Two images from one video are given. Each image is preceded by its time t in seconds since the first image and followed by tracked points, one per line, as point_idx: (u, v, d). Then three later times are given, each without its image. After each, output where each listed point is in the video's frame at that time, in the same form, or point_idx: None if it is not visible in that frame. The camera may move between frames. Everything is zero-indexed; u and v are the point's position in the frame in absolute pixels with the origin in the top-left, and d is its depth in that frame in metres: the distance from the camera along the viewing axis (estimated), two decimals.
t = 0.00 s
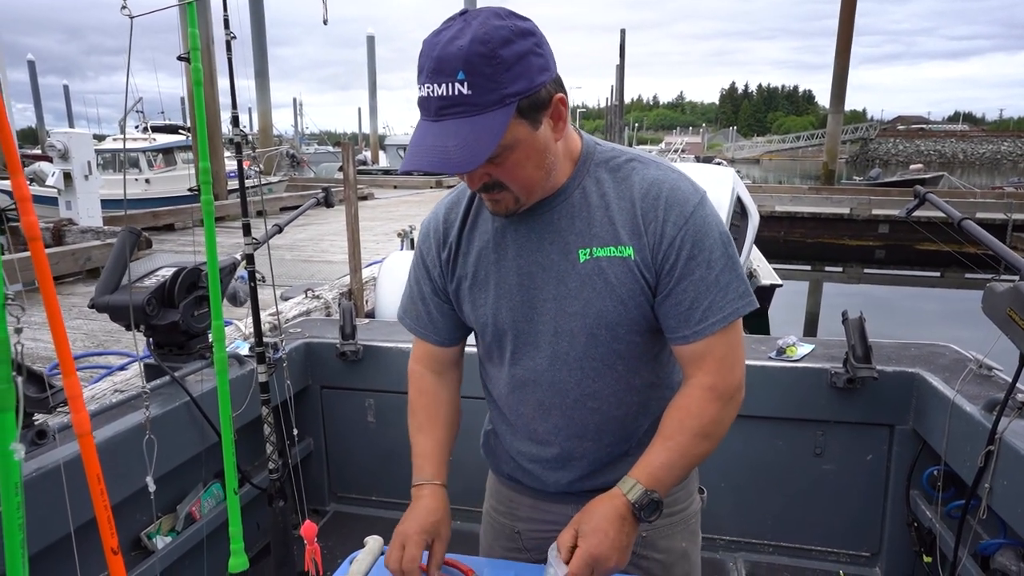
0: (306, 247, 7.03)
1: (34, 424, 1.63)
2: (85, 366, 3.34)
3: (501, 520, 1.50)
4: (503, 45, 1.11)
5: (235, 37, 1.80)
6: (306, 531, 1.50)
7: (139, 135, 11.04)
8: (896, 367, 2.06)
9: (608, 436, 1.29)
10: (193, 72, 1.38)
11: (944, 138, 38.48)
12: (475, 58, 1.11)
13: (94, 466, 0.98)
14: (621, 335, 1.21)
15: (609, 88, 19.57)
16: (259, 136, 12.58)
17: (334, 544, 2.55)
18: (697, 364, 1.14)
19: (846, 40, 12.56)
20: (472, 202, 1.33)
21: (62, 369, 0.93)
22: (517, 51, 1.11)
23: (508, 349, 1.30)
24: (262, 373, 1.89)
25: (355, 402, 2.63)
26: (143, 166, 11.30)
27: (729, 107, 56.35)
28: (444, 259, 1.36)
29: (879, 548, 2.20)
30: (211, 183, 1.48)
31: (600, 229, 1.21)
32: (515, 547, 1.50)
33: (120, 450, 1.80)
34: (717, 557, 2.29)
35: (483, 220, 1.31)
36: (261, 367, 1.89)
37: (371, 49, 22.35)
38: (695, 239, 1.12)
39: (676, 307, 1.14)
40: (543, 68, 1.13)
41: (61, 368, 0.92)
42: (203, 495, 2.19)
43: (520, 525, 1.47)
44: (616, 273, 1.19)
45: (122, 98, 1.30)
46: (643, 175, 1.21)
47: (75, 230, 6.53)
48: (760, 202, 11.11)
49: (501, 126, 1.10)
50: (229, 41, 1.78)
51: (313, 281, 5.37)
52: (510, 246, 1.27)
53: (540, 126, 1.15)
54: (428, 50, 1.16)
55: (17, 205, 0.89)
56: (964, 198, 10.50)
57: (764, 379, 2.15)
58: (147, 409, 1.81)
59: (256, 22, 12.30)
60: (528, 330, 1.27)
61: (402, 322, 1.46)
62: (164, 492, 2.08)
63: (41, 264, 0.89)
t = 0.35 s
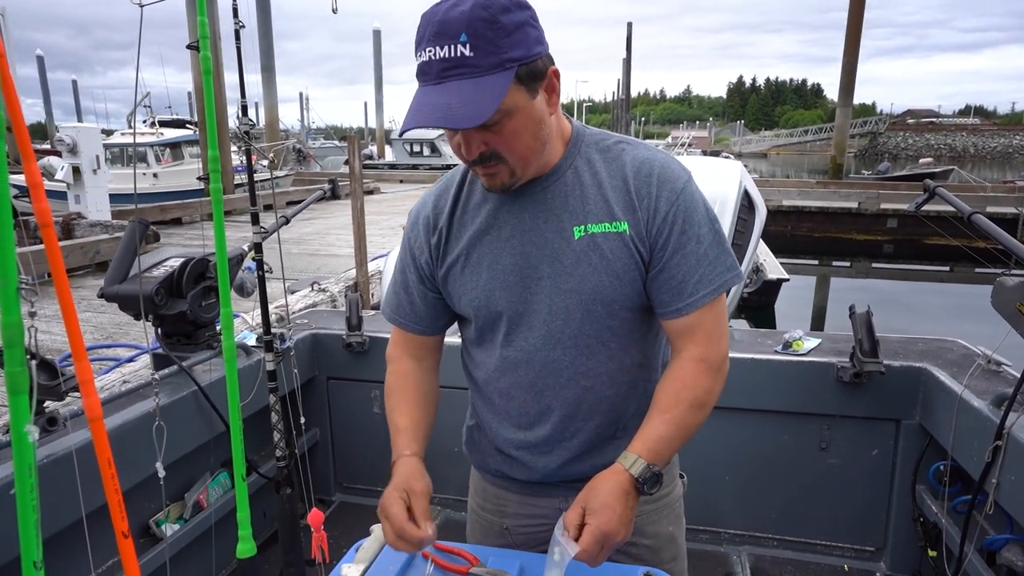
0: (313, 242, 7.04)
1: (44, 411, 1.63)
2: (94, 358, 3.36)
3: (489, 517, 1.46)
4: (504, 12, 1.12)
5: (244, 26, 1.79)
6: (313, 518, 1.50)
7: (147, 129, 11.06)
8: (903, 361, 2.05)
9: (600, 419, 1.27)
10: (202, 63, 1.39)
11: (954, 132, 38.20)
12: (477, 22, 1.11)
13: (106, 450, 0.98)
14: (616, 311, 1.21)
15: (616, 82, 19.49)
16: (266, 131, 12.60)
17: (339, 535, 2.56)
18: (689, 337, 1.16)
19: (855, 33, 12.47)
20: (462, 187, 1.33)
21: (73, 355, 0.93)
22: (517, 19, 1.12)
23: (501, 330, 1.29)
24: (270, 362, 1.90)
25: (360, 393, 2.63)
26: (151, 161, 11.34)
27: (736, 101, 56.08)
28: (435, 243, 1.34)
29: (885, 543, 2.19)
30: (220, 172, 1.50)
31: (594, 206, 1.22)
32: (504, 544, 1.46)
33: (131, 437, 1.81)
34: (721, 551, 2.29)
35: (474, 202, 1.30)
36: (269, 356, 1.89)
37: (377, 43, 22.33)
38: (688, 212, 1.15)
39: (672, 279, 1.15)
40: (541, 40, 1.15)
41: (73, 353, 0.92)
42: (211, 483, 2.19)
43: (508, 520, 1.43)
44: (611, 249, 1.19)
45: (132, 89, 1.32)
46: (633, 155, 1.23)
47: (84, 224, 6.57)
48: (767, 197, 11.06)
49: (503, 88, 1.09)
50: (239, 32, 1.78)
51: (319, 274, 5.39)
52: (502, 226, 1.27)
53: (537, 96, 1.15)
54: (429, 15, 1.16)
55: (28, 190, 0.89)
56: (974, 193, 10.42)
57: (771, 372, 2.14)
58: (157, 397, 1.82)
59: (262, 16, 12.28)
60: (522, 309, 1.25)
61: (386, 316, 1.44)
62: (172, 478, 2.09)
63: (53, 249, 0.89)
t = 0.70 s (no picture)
0: (319, 239, 7.05)
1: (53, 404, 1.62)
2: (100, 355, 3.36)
3: (485, 521, 1.43)
4: None
5: (253, 23, 1.79)
6: (317, 514, 1.50)
7: (154, 126, 11.08)
8: (910, 362, 2.03)
9: (594, 410, 1.26)
10: (212, 58, 1.39)
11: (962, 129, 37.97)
12: None
13: (114, 446, 0.98)
14: (615, 296, 1.21)
15: (621, 79, 19.44)
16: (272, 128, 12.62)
17: (341, 532, 2.56)
18: (684, 327, 1.18)
19: (863, 30, 12.39)
20: (462, 174, 1.31)
21: (82, 350, 0.92)
22: None
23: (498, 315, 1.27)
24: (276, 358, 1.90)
25: (365, 389, 2.63)
26: (159, 158, 11.36)
27: (743, 98, 55.89)
28: (432, 226, 1.32)
29: (890, 544, 2.18)
30: (228, 167, 1.50)
31: (594, 192, 1.22)
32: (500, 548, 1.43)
33: (139, 430, 1.81)
34: (725, 550, 2.28)
35: (474, 187, 1.29)
36: (275, 352, 1.89)
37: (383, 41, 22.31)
38: (686, 201, 1.18)
39: (671, 264, 1.17)
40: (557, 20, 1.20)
41: (82, 347, 0.92)
42: (215, 478, 2.19)
43: (505, 523, 1.40)
44: (610, 234, 1.20)
45: (143, 81, 1.33)
46: (631, 147, 1.26)
47: (92, 221, 6.59)
48: (773, 194, 11.02)
49: (527, 47, 1.12)
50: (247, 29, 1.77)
51: (325, 271, 5.39)
52: (502, 211, 1.26)
53: (552, 69, 1.18)
54: None
55: (40, 185, 0.88)
56: (982, 191, 10.35)
57: (776, 371, 2.13)
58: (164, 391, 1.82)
59: (268, 13, 12.28)
60: (520, 293, 1.24)
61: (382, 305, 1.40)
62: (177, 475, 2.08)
63: (64, 245, 0.88)
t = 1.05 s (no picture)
0: (319, 245, 7.05)
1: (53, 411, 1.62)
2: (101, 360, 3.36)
3: (487, 530, 1.42)
4: None
5: (258, 32, 1.80)
6: (318, 523, 1.49)
7: (156, 132, 11.11)
8: (910, 370, 2.03)
9: (597, 410, 1.26)
10: (217, 67, 1.40)
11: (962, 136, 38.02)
12: None
13: (116, 455, 0.97)
14: (617, 296, 1.21)
15: (622, 85, 19.49)
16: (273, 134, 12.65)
17: (341, 539, 2.55)
18: (684, 326, 1.19)
19: (862, 38, 12.43)
20: (465, 177, 1.31)
21: (85, 358, 0.92)
22: None
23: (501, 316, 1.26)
24: (278, 365, 1.90)
25: (365, 396, 2.64)
26: (160, 163, 11.38)
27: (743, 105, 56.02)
28: (436, 226, 1.32)
29: (892, 552, 2.17)
30: (231, 176, 1.51)
31: (596, 192, 1.23)
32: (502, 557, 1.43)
33: (140, 436, 1.82)
34: (726, 559, 2.27)
35: (477, 189, 1.29)
36: (277, 359, 1.89)
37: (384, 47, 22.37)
38: (685, 200, 1.20)
39: (672, 262, 1.18)
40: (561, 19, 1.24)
41: (85, 356, 0.91)
42: (215, 485, 2.19)
43: (506, 533, 1.40)
44: (613, 233, 1.21)
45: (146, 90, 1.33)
46: (630, 151, 1.27)
47: (93, 226, 6.59)
48: (774, 201, 11.03)
49: (536, 31, 1.15)
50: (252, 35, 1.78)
51: (325, 278, 5.39)
52: (505, 212, 1.26)
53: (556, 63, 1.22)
54: None
55: (44, 194, 0.87)
56: (982, 198, 10.36)
57: (777, 379, 2.13)
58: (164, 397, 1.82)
59: (270, 19, 12.32)
60: (524, 293, 1.24)
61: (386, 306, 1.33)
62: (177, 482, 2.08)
63: (68, 253, 0.88)
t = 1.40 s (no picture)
0: (320, 249, 7.06)
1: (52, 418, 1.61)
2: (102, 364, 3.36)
3: (489, 538, 1.42)
4: None
5: (255, 40, 1.80)
6: (316, 531, 1.48)
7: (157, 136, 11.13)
8: (910, 375, 2.03)
9: (602, 416, 1.26)
10: (215, 76, 1.40)
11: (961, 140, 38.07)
12: None
13: (111, 464, 0.98)
14: (622, 301, 1.21)
15: (622, 90, 19.54)
16: (274, 138, 12.66)
17: (341, 545, 2.54)
18: (686, 332, 1.19)
19: (861, 43, 12.47)
20: (470, 181, 1.30)
21: (81, 370, 0.92)
22: None
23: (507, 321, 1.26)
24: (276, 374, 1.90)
25: (365, 402, 2.63)
26: (162, 167, 11.40)
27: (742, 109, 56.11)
28: (443, 230, 1.30)
29: (892, 558, 2.17)
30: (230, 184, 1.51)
31: (600, 198, 1.23)
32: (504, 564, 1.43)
33: (137, 444, 1.81)
34: (726, 564, 2.27)
35: (482, 194, 1.28)
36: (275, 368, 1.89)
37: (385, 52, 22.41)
38: (688, 207, 1.21)
39: (677, 268, 1.18)
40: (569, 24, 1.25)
41: (81, 368, 0.92)
42: (215, 491, 2.19)
43: (509, 540, 1.39)
44: (618, 239, 1.21)
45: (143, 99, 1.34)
46: (632, 158, 1.28)
47: (94, 230, 6.60)
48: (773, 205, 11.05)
49: (545, 35, 1.16)
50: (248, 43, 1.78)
51: (325, 282, 5.39)
52: (511, 217, 1.25)
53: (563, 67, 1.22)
54: None
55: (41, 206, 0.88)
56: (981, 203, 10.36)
57: (777, 385, 2.13)
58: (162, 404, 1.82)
59: (271, 24, 12.37)
60: (531, 299, 1.23)
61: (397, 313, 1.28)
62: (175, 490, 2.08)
63: (64, 266, 0.88)
